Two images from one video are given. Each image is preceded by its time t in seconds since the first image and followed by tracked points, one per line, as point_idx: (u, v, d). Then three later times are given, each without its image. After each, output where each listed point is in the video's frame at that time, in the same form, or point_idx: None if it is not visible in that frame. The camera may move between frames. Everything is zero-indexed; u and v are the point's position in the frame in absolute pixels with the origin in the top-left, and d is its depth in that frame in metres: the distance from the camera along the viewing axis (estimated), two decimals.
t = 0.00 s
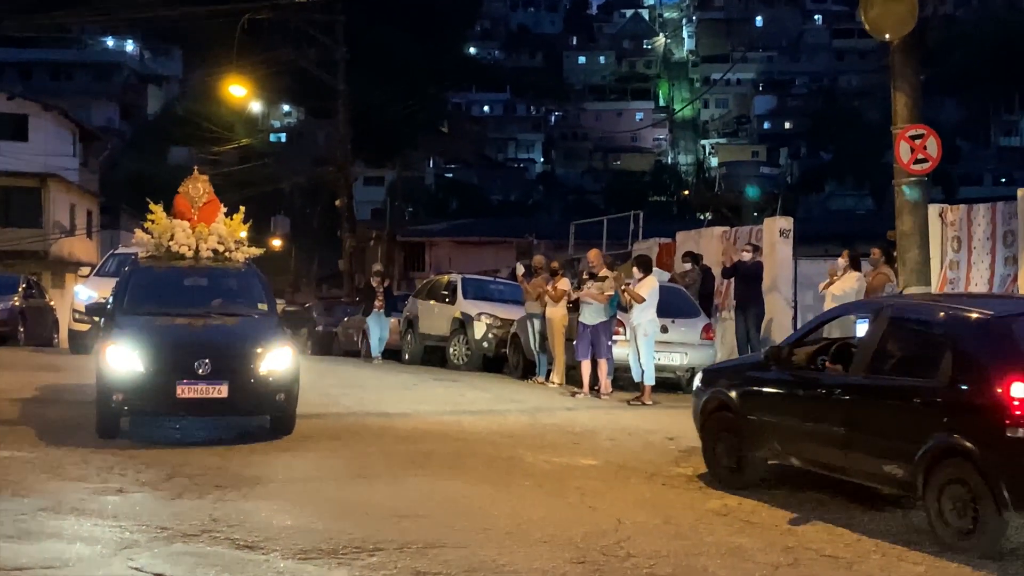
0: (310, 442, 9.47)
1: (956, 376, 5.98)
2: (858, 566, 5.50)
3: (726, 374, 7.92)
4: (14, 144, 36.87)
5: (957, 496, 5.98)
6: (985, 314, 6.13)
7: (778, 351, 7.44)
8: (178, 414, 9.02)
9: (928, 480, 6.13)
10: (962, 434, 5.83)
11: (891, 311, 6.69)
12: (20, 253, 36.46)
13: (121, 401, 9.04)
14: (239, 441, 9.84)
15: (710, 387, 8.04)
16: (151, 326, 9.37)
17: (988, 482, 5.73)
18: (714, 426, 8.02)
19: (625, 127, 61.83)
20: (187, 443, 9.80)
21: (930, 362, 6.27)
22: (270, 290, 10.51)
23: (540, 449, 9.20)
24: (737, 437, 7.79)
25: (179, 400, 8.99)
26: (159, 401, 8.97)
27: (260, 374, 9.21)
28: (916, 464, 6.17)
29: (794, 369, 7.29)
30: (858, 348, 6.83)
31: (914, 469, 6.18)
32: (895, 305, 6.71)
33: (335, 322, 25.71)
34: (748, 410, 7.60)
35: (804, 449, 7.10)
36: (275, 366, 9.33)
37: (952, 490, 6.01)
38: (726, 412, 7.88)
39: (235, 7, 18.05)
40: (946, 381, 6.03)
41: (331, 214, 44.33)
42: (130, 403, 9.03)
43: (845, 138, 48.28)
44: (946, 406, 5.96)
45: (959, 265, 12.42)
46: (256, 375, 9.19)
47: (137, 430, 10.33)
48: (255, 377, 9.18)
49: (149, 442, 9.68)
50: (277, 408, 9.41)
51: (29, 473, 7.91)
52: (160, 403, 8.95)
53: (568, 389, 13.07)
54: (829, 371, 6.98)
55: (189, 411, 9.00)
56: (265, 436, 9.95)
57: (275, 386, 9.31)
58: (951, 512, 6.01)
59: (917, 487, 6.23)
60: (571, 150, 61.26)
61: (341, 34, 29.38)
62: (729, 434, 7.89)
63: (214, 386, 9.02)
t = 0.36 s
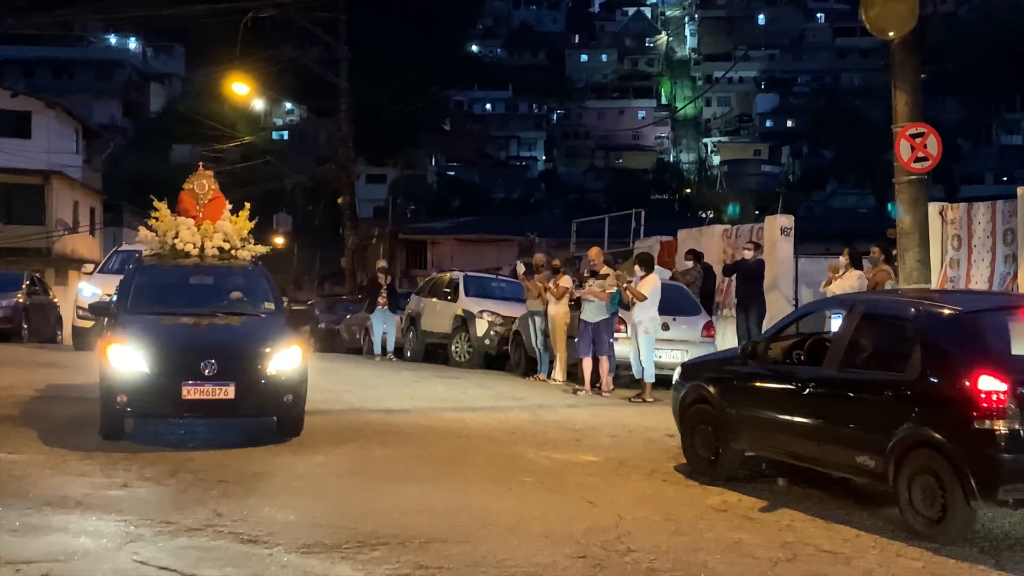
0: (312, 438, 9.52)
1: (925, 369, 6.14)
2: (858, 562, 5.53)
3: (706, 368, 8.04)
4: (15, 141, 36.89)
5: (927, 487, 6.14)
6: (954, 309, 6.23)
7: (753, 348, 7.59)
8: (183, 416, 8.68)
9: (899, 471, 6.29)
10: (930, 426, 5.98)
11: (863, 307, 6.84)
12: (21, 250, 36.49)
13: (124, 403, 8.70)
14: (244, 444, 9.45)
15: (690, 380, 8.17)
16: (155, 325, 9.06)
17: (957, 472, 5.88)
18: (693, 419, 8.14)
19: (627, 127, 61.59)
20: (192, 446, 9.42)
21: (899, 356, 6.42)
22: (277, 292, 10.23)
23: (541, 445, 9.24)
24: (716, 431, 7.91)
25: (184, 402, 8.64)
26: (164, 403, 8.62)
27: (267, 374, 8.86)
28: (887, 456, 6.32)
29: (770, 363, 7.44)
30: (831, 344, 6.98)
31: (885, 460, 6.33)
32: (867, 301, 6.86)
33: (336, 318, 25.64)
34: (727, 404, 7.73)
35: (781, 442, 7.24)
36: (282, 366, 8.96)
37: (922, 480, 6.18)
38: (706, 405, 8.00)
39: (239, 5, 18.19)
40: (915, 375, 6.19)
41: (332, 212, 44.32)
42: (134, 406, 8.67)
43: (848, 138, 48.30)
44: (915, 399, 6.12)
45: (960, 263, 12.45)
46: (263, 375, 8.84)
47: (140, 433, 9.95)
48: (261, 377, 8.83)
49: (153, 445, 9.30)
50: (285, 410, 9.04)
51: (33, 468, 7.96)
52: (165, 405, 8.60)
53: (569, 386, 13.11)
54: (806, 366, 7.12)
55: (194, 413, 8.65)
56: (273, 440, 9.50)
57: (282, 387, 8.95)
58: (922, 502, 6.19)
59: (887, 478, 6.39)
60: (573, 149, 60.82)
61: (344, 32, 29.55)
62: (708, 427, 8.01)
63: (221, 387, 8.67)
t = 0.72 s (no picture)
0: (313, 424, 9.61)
1: (903, 355, 6.32)
2: (853, 547, 5.60)
3: (689, 354, 8.19)
4: (15, 129, 36.86)
5: (904, 467, 6.33)
6: (932, 296, 6.41)
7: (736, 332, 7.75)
8: (189, 409, 8.41)
9: (876, 453, 6.48)
10: (908, 408, 6.17)
11: (843, 294, 7.01)
12: (22, 238, 36.50)
13: (127, 396, 8.43)
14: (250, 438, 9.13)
15: (673, 365, 8.31)
16: (159, 316, 8.79)
17: (932, 454, 6.06)
18: (677, 403, 8.28)
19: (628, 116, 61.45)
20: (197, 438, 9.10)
21: (877, 341, 6.61)
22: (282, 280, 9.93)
23: (540, 431, 9.31)
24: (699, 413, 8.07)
25: (190, 395, 8.39)
26: (168, 396, 8.35)
27: (273, 367, 8.59)
28: (864, 437, 6.51)
29: (752, 349, 7.60)
30: (811, 330, 7.15)
31: (863, 442, 6.52)
32: (847, 288, 7.03)
33: (336, 306, 25.68)
34: (711, 388, 7.88)
35: (763, 425, 7.41)
36: (290, 358, 8.70)
37: (899, 461, 6.36)
38: (690, 390, 8.14)
39: None
40: (893, 359, 6.37)
41: (331, 200, 44.37)
42: (139, 399, 8.41)
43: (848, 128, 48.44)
44: (893, 382, 6.31)
45: (958, 252, 12.48)
46: (269, 368, 8.56)
47: (144, 426, 9.63)
48: (267, 370, 8.55)
49: (158, 438, 8.99)
50: (292, 404, 8.75)
51: (37, 454, 8.03)
52: (169, 398, 8.34)
53: (568, 374, 13.18)
54: (787, 352, 7.28)
55: (200, 406, 8.38)
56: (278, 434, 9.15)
57: (288, 380, 8.66)
58: (897, 482, 6.36)
59: (865, 459, 6.58)
60: (573, 138, 60.66)
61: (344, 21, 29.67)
62: (692, 411, 8.16)
63: (227, 379, 8.40)
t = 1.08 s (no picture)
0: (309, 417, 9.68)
1: (882, 345, 6.41)
2: (843, 536, 5.69)
3: (675, 345, 8.29)
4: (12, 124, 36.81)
5: (883, 456, 6.45)
6: (911, 288, 6.51)
7: (720, 325, 7.84)
8: (190, 410, 8.08)
9: (856, 441, 6.59)
10: (887, 398, 6.26)
11: (824, 286, 7.11)
12: (18, 233, 36.51)
13: (129, 396, 8.09)
14: (253, 438, 8.78)
15: (659, 356, 8.41)
16: (161, 314, 8.46)
17: (911, 443, 6.17)
18: (663, 394, 8.38)
19: (623, 111, 61.47)
20: (199, 439, 8.73)
21: (857, 332, 6.70)
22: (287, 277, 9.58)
23: (537, 423, 9.39)
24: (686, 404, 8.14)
25: (192, 395, 8.06)
26: (171, 396, 8.01)
27: (279, 366, 8.25)
28: (844, 426, 6.61)
29: (735, 340, 7.70)
30: (793, 322, 7.25)
31: (843, 430, 6.62)
32: (828, 280, 7.12)
33: (333, 302, 25.69)
34: (697, 380, 7.98)
35: (746, 414, 7.51)
36: (294, 357, 8.37)
37: (878, 450, 6.48)
38: (675, 381, 8.24)
39: None
40: (873, 349, 6.46)
41: (328, 195, 44.43)
42: (140, 400, 8.06)
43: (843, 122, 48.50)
44: (874, 372, 6.39)
45: (949, 245, 12.56)
46: (274, 367, 8.23)
47: (143, 426, 9.26)
48: (271, 368, 8.22)
49: (160, 439, 8.61)
50: (297, 404, 8.42)
51: (39, 446, 8.13)
52: (171, 399, 8.01)
53: (563, 368, 13.25)
54: (770, 343, 7.37)
55: (201, 407, 8.06)
56: (281, 435, 8.77)
57: (293, 378, 8.33)
58: (876, 469, 6.49)
59: (846, 447, 6.69)
60: (569, 132, 60.61)
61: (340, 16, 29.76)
62: (677, 401, 8.27)
63: (230, 378, 8.07)
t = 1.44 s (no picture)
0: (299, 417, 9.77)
1: (858, 343, 6.54)
2: (827, 531, 5.79)
3: (656, 344, 8.41)
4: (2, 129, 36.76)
5: (861, 452, 6.58)
6: (889, 288, 6.63)
7: (701, 325, 7.98)
8: (189, 423, 7.77)
9: (834, 437, 6.71)
10: (864, 396, 6.39)
11: (801, 285, 7.23)
12: (9, 238, 36.45)
13: (125, 408, 7.78)
14: (252, 450, 8.42)
15: (641, 355, 8.52)
16: (158, 323, 8.20)
17: (887, 438, 6.30)
18: (646, 392, 8.49)
19: (613, 114, 61.68)
20: (198, 450, 8.37)
21: (835, 331, 6.83)
22: (285, 285, 9.37)
23: (526, 424, 9.48)
24: (667, 402, 8.27)
25: (191, 407, 7.74)
26: (168, 409, 7.71)
27: (281, 376, 7.93)
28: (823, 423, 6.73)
29: (715, 339, 7.83)
30: (773, 321, 7.37)
31: (821, 427, 6.74)
32: (807, 280, 7.24)
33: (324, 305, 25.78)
34: (678, 378, 8.08)
35: (727, 412, 7.62)
36: (297, 366, 8.05)
37: (855, 445, 6.62)
38: (658, 379, 8.35)
39: None
40: (850, 347, 6.58)
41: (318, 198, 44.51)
42: (137, 412, 7.77)
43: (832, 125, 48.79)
44: (850, 370, 6.51)
45: (934, 246, 12.68)
46: (275, 378, 7.90)
47: (139, 437, 8.90)
48: (273, 378, 7.89)
49: (156, 450, 8.25)
50: (299, 415, 8.10)
51: (32, 447, 8.19)
52: (168, 412, 7.71)
53: (553, 370, 13.35)
54: (751, 342, 7.48)
55: (200, 420, 7.75)
56: (281, 449, 8.36)
57: (295, 389, 7.99)
58: (854, 465, 6.63)
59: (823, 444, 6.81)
60: (559, 135, 60.81)
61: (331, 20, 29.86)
62: (659, 399, 8.38)
63: (229, 391, 7.76)
